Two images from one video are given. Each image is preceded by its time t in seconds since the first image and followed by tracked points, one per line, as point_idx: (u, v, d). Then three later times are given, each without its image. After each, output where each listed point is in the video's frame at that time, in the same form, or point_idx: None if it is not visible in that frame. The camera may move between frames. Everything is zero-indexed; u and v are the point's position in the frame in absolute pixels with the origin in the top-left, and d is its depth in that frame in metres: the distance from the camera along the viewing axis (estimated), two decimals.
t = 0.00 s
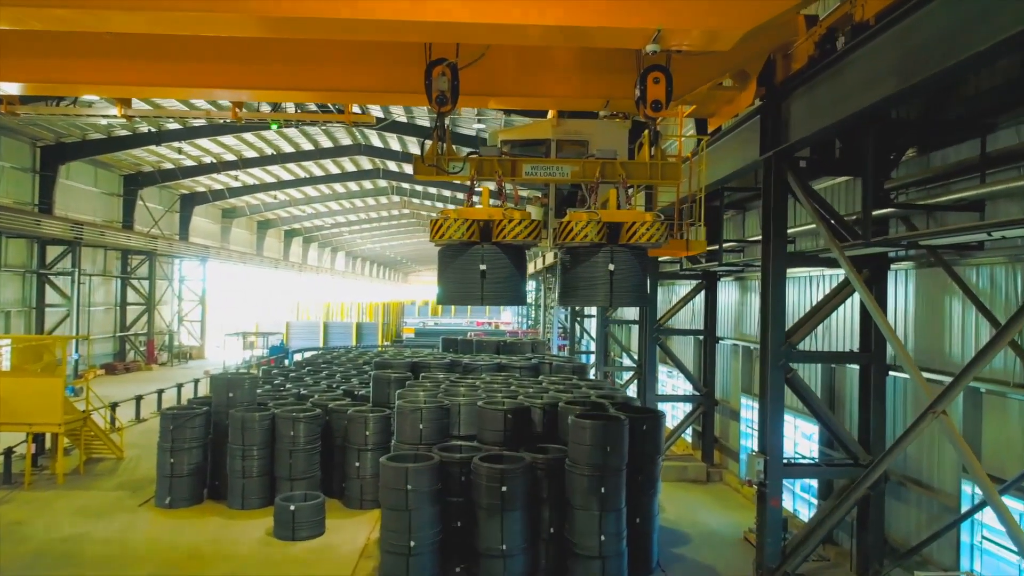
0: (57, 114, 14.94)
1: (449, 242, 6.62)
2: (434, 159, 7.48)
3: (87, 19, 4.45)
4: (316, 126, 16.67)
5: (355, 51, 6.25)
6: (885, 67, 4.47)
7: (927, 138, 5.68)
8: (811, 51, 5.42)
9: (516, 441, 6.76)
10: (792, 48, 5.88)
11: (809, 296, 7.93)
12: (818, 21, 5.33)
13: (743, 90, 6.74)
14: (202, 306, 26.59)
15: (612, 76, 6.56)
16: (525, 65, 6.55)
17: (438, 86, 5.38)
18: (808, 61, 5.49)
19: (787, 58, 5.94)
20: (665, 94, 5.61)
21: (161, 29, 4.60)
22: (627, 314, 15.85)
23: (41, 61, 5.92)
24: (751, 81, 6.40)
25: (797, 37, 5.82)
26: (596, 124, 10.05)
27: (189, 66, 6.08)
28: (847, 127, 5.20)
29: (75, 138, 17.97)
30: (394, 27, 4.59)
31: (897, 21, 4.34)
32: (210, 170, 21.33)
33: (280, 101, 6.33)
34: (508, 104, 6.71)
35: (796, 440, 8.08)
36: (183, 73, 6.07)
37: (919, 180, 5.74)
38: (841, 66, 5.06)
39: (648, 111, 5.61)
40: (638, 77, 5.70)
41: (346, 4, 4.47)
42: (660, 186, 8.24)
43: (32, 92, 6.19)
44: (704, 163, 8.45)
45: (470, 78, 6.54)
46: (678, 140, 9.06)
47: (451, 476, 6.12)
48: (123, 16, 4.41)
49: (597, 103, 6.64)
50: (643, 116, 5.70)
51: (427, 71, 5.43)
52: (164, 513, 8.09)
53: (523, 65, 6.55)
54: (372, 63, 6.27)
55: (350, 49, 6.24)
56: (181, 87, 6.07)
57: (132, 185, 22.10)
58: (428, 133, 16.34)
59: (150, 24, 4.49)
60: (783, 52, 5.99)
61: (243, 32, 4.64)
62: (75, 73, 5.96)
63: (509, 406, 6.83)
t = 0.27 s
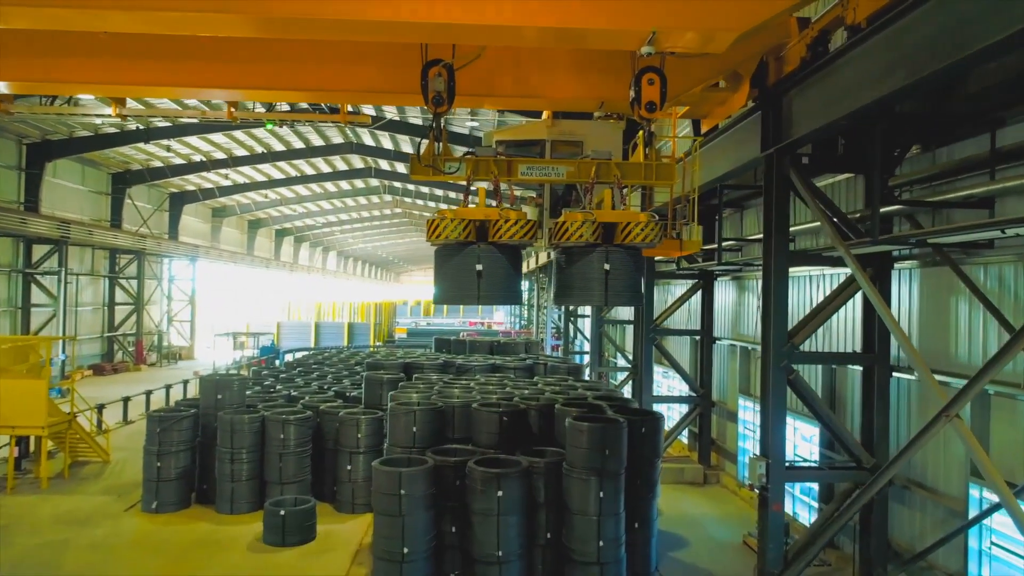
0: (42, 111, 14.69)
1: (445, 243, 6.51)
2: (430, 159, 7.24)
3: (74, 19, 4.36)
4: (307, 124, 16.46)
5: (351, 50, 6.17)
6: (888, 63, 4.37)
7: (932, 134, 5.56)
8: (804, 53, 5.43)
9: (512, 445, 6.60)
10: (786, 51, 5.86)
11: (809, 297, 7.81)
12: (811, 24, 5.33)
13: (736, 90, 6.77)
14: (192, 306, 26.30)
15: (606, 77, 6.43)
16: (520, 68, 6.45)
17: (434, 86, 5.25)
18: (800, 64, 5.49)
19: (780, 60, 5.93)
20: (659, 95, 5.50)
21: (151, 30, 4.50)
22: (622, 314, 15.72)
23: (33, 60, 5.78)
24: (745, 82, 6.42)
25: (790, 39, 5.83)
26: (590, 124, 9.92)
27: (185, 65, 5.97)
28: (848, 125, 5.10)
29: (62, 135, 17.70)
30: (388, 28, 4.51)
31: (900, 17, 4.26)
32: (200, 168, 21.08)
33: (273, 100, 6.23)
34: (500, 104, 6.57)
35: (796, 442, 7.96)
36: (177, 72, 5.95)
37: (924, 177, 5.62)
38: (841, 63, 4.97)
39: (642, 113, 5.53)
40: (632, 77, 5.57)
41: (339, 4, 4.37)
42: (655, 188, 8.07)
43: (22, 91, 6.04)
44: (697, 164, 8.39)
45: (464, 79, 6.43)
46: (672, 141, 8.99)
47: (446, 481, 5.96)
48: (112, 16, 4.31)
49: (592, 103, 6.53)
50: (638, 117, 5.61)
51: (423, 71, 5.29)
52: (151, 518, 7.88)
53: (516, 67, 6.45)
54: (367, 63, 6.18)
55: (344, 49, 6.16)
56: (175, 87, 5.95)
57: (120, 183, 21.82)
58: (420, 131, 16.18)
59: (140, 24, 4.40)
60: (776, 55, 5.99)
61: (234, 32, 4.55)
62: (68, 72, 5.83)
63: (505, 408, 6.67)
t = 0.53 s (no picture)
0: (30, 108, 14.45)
1: (443, 243, 6.37)
2: (428, 160, 7.39)
3: (71, 21, 4.18)
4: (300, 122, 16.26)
5: (349, 49, 6.00)
6: (898, 56, 4.25)
7: (942, 129, 5.42)
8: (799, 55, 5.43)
9: (510, 449, 6.44)
10: (783, 51, 5.80)
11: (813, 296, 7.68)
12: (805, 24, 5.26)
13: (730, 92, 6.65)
14: (184, 306, 26.03)
15: (601, 78, 6.34)
16: (511, 70, 6.33)
17: (433, 87, 5.17)
18: (796, 65, 5.47)
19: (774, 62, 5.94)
20: (657, 96, 5.31)
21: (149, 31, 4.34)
22: (619, 314, 15.56)
23: (19, 58, 5.62)
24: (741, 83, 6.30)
25: (784, 40, 5.75)
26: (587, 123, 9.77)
27: (180, 64, 5.81)
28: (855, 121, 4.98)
29: (51, 133, 17.44)
30: (391, 29, 4.34)
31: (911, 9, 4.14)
32: (191, 167, 20.85)
33: (268, 101, 6.08)
34: (493, 103, 6.51)
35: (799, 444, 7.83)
36: (174, 70, 5.80)
37: (933, 173, 5.48)
38: (847, 58, 4.84)
39: (640, 114, 5.36)
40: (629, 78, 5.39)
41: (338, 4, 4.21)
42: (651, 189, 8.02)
43: (14, 90, 5.89)
44: (694, 164, 8.28)
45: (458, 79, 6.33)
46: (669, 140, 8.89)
47: (444, 485, 5.81)
48: (110, 17, 4.15)
49: (588, 105, 6.47)
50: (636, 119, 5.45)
51: (421, 72, 5.21)
52: (139, 524, 7.69)
53: (503, 71, 6.33)
54: (364, 63, 6.02)
55: (342, 49, 6.00)
56: (171, 87, 5.79)
57: (110, 182, 21.55)
58: (415, 129, 15.99)
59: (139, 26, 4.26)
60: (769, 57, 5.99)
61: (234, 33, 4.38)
62: (65, 71, 5.68)
63: (503, 411, 6.51)
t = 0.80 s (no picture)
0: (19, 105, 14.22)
1: (443, 243, 6.27)
2: (429, 161, 7.18)
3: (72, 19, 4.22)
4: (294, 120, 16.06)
5: (351, 50, 6.08)
6: (903, 53, 4.16)
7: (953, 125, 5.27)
8: (796, 56, 5.41)
9: (510, 453, 6.27)
10: (779, 53, 5.90)
11: (822, 296, 7.55)
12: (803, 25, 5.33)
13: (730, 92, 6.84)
14: (177, 306, 25.81)
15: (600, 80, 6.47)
16: (516, 67, 6.42)
17: (433, 87, 5.11)
18: (792, 68, 5.44)
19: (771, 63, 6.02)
20: (656, 97, 5.36)
21: (151, 31, 4.38)
22: (616, 314, 15.42)
23: (22, 57, 5.66)
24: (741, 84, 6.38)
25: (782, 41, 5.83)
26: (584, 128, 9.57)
27: (181, 65, 5.88)
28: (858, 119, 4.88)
29: (41, 130, 17.21)
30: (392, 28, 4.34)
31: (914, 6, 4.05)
32: (184, 166, 20.63)
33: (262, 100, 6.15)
34: (495, 104, 6.63)
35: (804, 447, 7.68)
36: (176, 70, 5.86)
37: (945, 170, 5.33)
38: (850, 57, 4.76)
39: (638, 116, 5.38)
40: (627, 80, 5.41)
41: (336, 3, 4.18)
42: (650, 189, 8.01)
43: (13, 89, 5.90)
44: (692, 165, 8.20)
45: (462, 80, 6.44)
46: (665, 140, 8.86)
47: (442, 491, 5.64)
48: (110, 16, 4.17)
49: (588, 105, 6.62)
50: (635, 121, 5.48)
51: (420, 72, 5.15)
52: (128, 529, 7.50)
53: (506, 72, 6.43)
54: (364, 66, 6.12)
55: (344, 50, 6.08)
56: (172, 86, 5.85)
57: (102, 181, 21.31)
58: (410, 127, 15.82)
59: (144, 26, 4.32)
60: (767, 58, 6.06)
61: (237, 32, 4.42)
62: (64, 71, 5.71)
63: (503, 414, 6.33)
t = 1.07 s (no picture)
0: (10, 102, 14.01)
1: (445, 243, 6.17)
2: (429, 160, 6.91)
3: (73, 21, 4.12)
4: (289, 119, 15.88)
5: (355, 50, 6.19)
6: (918, 46, 4.04)
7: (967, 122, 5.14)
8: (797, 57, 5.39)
9: (512, 457, 6.10)
10: (777, 54, 6.09)
11: (830, 297, 7.38)
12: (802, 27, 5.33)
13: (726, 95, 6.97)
14: (171, 306, 25.55)
15: (602, 83, 6.84)
16: (529, 68, 6.84)
17: (434, 87, 5.19)
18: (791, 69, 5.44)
19: (769, 64, 6.22)
20: (656, 98, 5.47)
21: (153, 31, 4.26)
22: (616, 315, 15.24)
23: (17, 58, 5.52)
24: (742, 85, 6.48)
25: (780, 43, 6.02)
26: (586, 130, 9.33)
27: (184, 64, 5.87)
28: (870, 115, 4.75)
29: (33, 128, 16.99)
30: (400, 27, 4.31)
31: None
32: (179, 164, 20.41)
33: (252, 99, 6.17)
34: (501, 104, 6.99)
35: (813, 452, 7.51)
36: (179, 70, 5.85)
37: (959, 167, 5.19)
38: (860, 52, 4.65)
39: (639, 116, 5.52)
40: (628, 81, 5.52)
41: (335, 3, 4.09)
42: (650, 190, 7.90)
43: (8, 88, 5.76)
44: (692, 164, 8.05)
45: (473, 80, 6.88)
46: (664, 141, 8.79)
47: (443, 496, 5.47)
48: (113, 17, 4.07)
49: (590, 105, 6.93)
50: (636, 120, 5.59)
51: (421, 72, 5.22)
52: (120, 535, 7.31)
53: (518, 77, 6.85)
54: (366, 66, 6.20)
55: (346, 51, 6.18)
56: (175, 86, 5.83)
57: (95, 179, 21.07)
58: (407, 125, 15.61)
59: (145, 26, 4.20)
60: (764, 60, 6.26)
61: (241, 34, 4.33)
62: (64, 70, 5.60)
63: (505, 417, 6.16)
